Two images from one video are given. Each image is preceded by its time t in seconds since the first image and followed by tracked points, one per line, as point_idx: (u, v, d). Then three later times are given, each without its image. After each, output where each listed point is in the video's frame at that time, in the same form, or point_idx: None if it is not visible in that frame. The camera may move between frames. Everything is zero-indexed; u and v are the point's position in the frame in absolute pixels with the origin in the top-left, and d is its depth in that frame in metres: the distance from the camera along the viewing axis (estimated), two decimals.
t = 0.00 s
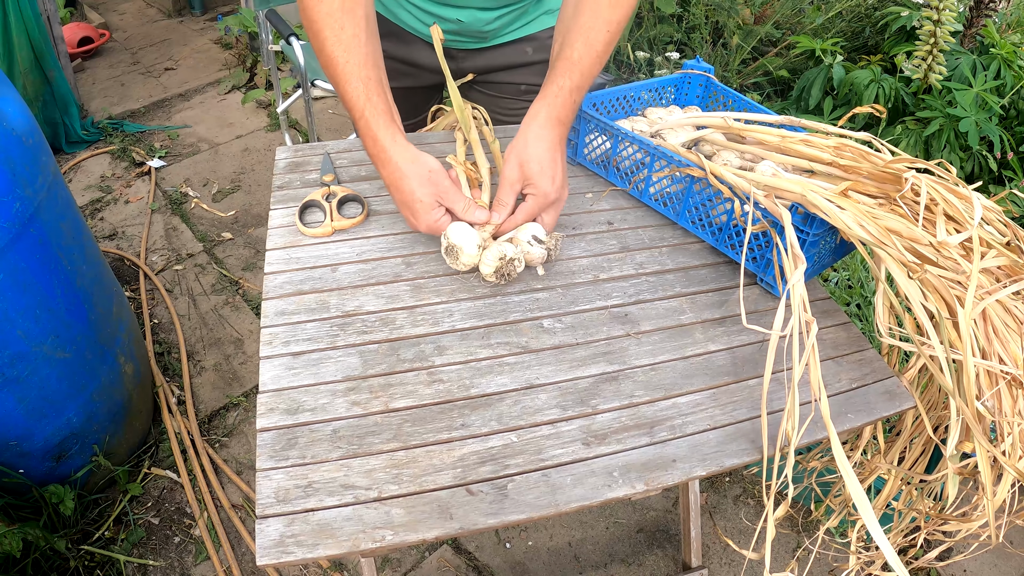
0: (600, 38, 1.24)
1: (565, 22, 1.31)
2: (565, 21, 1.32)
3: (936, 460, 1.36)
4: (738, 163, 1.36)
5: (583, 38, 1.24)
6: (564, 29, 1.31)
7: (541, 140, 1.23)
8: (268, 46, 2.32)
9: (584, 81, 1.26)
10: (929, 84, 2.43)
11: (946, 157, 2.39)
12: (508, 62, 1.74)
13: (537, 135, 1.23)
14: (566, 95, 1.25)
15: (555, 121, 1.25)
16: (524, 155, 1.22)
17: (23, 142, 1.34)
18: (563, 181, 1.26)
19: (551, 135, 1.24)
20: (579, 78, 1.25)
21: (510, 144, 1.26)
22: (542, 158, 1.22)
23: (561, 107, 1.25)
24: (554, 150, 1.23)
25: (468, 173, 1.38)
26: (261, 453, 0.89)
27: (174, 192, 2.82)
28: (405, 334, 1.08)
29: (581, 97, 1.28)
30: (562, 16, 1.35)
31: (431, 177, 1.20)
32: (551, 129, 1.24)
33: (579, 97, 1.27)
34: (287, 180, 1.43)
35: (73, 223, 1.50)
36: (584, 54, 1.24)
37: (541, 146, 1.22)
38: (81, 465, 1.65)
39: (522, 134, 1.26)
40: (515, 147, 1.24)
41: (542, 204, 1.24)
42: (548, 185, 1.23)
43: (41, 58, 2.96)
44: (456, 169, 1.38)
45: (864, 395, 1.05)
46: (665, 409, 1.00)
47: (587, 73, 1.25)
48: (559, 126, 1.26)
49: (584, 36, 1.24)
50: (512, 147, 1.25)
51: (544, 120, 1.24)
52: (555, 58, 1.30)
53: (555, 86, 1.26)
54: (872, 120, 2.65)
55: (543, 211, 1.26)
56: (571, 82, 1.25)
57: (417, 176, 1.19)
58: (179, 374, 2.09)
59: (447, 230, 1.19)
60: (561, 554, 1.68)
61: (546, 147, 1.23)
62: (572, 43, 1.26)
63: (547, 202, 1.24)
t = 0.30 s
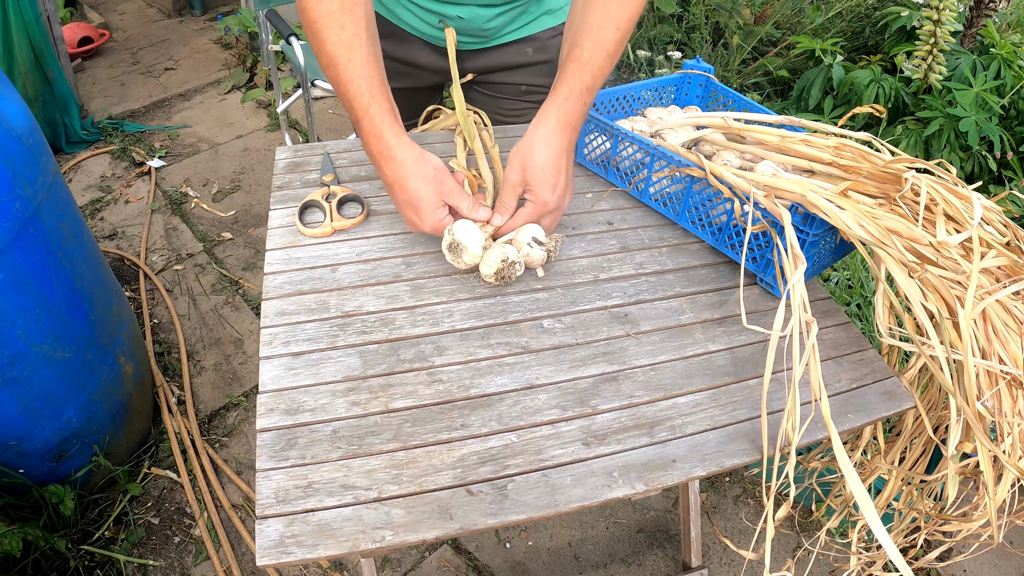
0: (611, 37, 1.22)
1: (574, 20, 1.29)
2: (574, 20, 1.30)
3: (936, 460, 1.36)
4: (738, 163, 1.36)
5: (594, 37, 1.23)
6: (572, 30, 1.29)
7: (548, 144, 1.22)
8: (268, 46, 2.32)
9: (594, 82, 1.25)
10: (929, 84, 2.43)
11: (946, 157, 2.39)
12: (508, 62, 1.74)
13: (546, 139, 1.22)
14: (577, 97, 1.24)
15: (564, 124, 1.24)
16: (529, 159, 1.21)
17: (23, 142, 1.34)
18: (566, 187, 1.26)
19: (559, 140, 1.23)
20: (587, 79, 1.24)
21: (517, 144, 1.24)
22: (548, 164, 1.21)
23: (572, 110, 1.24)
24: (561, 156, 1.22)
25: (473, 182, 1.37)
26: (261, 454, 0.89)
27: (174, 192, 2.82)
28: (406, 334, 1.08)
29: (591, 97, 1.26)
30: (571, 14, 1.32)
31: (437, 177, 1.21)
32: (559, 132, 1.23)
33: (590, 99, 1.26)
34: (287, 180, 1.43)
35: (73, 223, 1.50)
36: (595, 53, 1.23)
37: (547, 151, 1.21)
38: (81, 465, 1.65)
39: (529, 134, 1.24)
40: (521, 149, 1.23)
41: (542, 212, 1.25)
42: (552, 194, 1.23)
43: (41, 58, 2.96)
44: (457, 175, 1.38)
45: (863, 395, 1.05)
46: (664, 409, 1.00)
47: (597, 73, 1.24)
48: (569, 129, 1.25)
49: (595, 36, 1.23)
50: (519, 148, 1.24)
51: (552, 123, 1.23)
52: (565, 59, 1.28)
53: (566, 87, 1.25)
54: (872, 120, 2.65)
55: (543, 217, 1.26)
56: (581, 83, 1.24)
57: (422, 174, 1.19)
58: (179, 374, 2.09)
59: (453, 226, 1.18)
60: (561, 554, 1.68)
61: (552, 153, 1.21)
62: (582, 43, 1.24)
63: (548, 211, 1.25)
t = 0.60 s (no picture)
0: (614, 38, 1.23)
1: (571, 14, 1.29)
2: (571, 15, 1.29)
3: (936, 460, 1.36)
4: (738, 163, 1.36)
5: (598, 38, 1.23)
6: (568, 25, 1.29)
7: (560, 145, 1.22)
8: (268, 46, 2.32)
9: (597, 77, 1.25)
10: (929, 84, 2.43)
11: (946, 157, 2.39)
12: (508, 63, 1.74)
13: (556, 141, 1.22)
14: (583, 98, 1.24)
15: (572, 127, 1.25)
16: (546, 159, 1.21)
17: (23, 142, 1.33)
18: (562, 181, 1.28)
19: (567, 141, 1.24)
20: (590, 79, 1.25)
21: (528, 141, 1.22)
22: (560, 165, 1.23)
23: (577, 110, 1.24)
24: (567, 157, 1.24)
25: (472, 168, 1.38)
26: (261, 453, 0.89)
27: (174, 192, 2.82)
28: (406, 334, 1.08)
29: (592, 94, 1.26)
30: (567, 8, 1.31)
31: (428, 163, 1.20)
32: (567, 134, 1.23)
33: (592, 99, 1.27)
34: (287, 180, 1.43)
35: (73, 223, 1.50)
36: (600, 53, 1.24)
37: (560, 152, 1.22)
38: (81, 465, 1.65)
39: (542, 133, 1.22)
40: (536, 148, 1.20)
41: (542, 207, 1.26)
42: (555, 189, 1.25)
43: (41, 58, 2.96)
44: (456, 164, 1.39)
45: (863, 395, 1.05)
46: (664, 409, 1.00)
47: (599, 71, 1.25)
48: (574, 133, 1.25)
49: (599, 35, 1.23)
50: (533, 146, 1.21)
51: (561, 124, 1.23)
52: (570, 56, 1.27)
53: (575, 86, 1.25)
54: (872, 120, 2.65)
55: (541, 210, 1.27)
56: (586, 84, 1.25)
57: (412, 164, 1.18)
58: (179, 374, 2.09)
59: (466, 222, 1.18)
60: (561, 554, 1.68)
61: (563, 154, 1.23)
62: (585, 42, 1.24)
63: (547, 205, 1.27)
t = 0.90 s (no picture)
0: (609, 49, 1.26)
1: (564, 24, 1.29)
2: (567, 20, 1.28)
3: (936, 460, 1.36)
4: (738, 163, 1.36)
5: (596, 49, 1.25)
6: (562, 31, 1.28)
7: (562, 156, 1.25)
8: (267, 46, 2.32)
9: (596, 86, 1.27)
10: (929, 84, 2.43)
11: (946, 157, 2.39)
12: (508, 62, 1.74)
13: (560, 153, 1.24)
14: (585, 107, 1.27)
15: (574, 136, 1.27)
16: (550, 170, 1.23)
17: (23, 142, 1.33)
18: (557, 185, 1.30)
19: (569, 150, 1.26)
20: (590, 89, 1.27)
21: (534, 151, 1.23)
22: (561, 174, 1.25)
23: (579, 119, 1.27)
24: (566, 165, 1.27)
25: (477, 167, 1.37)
26: (261, 453, 0.89)
27: (174, 192, 2.82)
28: (406, 334, 1.08)
29: (592, 102, 1.28)
30: (561, 13, 1.31)
31: (427, 161, 1.21)
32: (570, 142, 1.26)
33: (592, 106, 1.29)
34: (287, 181, 1.43)
35: (73, 223, 1.50)
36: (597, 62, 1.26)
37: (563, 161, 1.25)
38: (81, 465, 1.65)
39: (546, 143, 1.24)
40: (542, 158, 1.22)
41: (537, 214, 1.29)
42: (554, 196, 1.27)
43: (41, 58, 2.96)
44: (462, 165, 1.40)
45: (863, 395, 1.05)
46: (664, 409, 1.00)
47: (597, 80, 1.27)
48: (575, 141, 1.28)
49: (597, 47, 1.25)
50: (539, 156, 1.22)
51: (566, 133, 1.25)
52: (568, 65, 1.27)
53: (577, 95, 1.26)
54: (872, 120, 2.65)
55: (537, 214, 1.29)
56: (588, 93, 1.27)
57: (412, 165, 1.20)
58: (179, 374, 2.09)
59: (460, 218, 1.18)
60: (561, 554, 1.68)
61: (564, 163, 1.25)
62: (584, 56, 1.25)
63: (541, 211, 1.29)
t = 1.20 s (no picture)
0: (605, 50, 1.30)
1: (559, 26, 1.33)
2: (562, 21, 1.32)
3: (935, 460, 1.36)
4: (738, 163, 1.36)
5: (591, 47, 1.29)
6: (558, 32, 1.32)
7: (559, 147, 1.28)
8: (268, 46, 2.32)
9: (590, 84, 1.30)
10: (929, 84, 2.43)
11: (946, 157, 2.40)
12: (508, 62, 1.74)
13: (556, 146, 1.27)
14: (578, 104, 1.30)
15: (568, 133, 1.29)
16: (548, 169, 1.25)
17: (23, 142, 1.33)
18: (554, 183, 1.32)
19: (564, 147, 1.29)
20: (584, 86, 1.29)
21: (531, 147, 1.25)
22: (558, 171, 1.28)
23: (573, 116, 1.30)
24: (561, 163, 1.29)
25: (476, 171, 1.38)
26: (261, 453, 0.89)
27: (174, 192, 2.82)
28: (406, 334, 1.08)
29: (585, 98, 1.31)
30: (557, 15, 1.35)
31: (429, 157, 1.22)
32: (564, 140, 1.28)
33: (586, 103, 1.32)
34: (287, 180, 1.43)
35: (73, 223, 1.49)
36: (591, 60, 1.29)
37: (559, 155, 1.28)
38: (81, 465, 1.65)
39: (542, 142, 1.26)
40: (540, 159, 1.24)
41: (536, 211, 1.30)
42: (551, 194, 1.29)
43: (41, 58, 2.96)
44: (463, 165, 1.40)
45: (863, 395, 1.05)
46: (665, 409, 1.00)
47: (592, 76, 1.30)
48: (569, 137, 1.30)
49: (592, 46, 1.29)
50: (536, 155, 1.24)
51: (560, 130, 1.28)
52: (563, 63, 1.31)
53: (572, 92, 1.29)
54: (872, 120, 2.65)
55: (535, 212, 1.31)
56: (583, 90, 1.30)
57: (414, 158, 1.21)
58: (179, 374, 2.09)
59: (456, 214, 1.20)
60: (561, 554, 1.68)
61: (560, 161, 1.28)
62: (580, 55, 1.29)
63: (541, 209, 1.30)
